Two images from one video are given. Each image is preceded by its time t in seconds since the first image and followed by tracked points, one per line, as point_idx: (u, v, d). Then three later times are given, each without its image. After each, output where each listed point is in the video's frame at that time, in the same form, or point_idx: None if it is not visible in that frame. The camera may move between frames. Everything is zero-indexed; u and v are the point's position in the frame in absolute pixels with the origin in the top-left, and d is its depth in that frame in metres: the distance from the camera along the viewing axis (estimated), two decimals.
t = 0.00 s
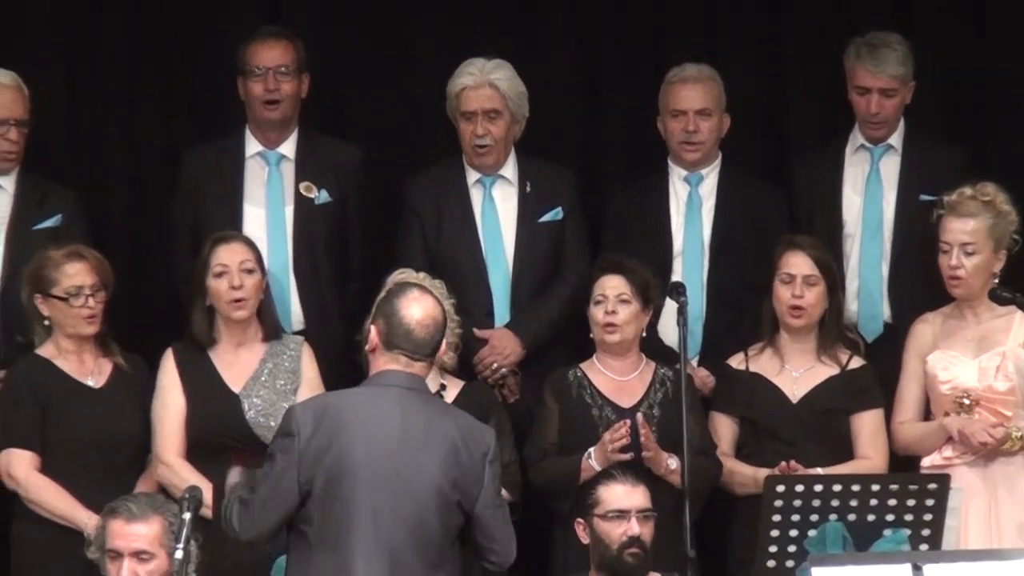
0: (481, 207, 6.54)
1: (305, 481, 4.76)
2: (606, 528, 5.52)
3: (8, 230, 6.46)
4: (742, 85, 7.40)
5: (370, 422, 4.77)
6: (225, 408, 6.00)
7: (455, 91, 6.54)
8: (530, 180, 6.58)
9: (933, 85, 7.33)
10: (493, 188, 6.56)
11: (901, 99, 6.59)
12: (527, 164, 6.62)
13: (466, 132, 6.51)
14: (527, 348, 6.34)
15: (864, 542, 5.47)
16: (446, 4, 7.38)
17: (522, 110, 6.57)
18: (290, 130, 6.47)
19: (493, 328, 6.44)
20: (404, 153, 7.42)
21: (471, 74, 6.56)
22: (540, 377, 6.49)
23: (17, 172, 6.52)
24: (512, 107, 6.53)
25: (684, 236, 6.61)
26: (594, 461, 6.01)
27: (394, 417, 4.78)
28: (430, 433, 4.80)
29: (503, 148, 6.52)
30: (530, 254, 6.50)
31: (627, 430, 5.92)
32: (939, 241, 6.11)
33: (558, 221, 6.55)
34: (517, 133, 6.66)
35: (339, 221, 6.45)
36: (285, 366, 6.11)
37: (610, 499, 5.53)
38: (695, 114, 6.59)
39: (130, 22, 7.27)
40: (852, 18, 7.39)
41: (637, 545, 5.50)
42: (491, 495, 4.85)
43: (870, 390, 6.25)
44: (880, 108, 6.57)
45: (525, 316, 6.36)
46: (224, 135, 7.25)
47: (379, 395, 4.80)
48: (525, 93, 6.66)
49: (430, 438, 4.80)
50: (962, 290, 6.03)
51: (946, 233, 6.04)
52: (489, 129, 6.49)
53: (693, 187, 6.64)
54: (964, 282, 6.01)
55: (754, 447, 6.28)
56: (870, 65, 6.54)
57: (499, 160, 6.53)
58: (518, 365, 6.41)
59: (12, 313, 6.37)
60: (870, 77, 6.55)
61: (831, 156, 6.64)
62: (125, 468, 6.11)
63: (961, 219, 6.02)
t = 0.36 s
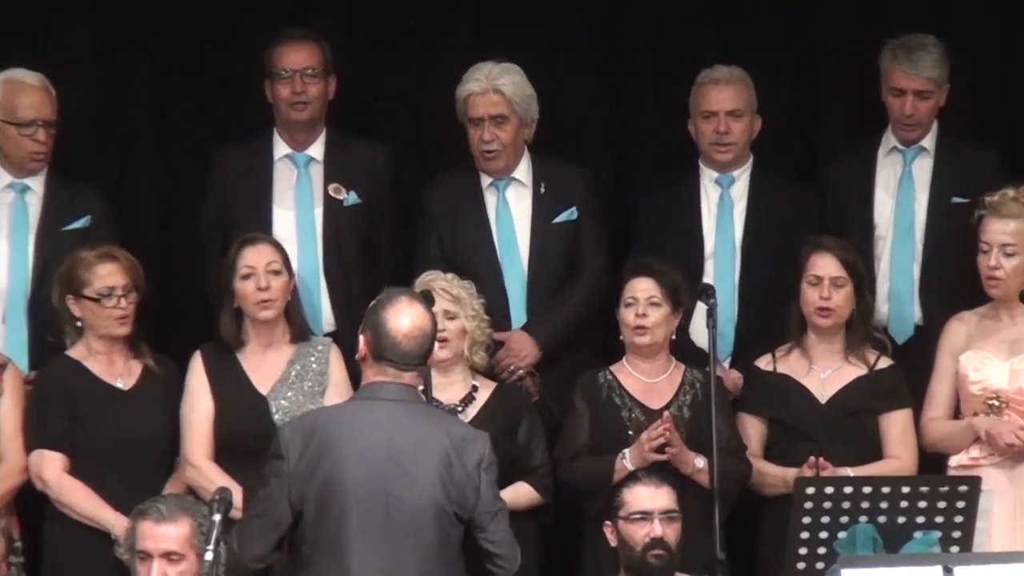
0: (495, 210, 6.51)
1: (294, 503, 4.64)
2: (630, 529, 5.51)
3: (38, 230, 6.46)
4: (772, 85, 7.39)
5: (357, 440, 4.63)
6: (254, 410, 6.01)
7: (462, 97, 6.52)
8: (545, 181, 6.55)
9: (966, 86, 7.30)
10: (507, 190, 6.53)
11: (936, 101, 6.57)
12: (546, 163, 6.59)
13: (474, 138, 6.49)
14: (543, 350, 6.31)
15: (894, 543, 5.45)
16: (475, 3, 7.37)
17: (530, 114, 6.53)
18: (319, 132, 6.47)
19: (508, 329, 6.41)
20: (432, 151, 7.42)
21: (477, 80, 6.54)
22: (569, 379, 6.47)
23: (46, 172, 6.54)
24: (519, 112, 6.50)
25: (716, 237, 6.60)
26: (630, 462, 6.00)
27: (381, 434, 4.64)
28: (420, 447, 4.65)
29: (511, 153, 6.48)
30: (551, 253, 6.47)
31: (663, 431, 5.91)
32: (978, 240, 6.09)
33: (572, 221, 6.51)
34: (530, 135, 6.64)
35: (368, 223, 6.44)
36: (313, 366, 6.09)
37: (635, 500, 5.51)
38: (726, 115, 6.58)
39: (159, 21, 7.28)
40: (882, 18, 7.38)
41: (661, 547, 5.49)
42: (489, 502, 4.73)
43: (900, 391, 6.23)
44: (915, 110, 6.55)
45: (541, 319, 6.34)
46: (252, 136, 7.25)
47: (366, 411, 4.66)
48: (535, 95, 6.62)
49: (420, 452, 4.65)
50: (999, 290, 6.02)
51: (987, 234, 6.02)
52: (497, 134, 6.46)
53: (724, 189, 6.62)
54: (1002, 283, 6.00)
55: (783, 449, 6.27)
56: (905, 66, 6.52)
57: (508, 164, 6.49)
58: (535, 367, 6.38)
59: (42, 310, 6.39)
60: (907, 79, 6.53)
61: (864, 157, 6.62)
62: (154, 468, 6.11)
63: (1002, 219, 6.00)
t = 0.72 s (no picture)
0: (522, 211, 6.49)
1: (288, 519, 4.63)
2: (661, 529, 5.50)
3: (80, 229, 6.46)
4: (814, 84, 7.36)
5: (347, 450, 4.62)
6: (292, 409, 6.02)
7: (489, 98, 6.50)
8: (572, 182, 6.52)
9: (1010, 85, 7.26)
10: (534, 191, 6.51)
11: (984, 101, 6.53)
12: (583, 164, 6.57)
13: (501, 138, 6.47)
14: (568, 350, 6.30)
15: (932, 544, 5.34)
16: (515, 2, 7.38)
17: (558, 115, 6.50)
18: (354, 132, 6.47)
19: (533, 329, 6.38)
20: (471, 151, 7.42)
21: (504, 80, 6.52)
22: (604, 375, 6.45)
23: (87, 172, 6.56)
24: (545, 111, 6.47)
25: (754, 237, 6.59)
26: (666, 462, 5.97)
27: (370, 442, 4.63)
28: (412, 453, 4.64)
29: (538, 152, 6.47)
30: (584, 252, 6.45)
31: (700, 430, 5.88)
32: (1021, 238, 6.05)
33: (599, 220, 6.48)
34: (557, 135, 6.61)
35: (405, 224, 6.45)
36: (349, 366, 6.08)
37: (669, 499, 5.51)
38: (765, 116, 6.56)
39: (202, 20, 7.31)
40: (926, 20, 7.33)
41: (692, 548, 5.47)
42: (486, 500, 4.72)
43: (940, 392, 6.19)
44: (962, 110, 6.50)
45: (567, 322, 6.32)
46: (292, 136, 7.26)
47: (355, 420, 4.65)
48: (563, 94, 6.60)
49: (412, 457, 4.64)
50: None
51: None
52: (524, 134, 6.44)
53: (763, 188, 6.59)
54: None
55: (820, 449, 6.24)
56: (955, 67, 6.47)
57: (536, 164, 6.48)
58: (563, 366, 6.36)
59: (82, 307, 6.39)
60: (955, 79, 6.49)
61: (907, 156, 6.59)
62: (194, 468, 6.11)
63: None
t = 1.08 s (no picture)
0: (567, 211, 6.47)
1: (334, 515, 4.51)
2: (700, 529, 5.48)
3: (126, 233, 6.44)
4: (858, 85, 7.32)
5: (395, 446, 4.49)
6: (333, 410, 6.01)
7: (536, 99, 6.50)
8: (618, 184, 6.51)
9: None
10: (578, 192, 6.49)
11: None
12: (625, 165, 6.56)
13: (548, 139, 6.46)
14: (612, 352, 6.28)
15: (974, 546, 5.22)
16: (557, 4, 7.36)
17: (605, 116, 6.50)
18: (394, 133, 6.46)
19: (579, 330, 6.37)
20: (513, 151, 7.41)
21: (552, 80, 6.51)
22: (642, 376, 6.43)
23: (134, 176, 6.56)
24: (594, 112, 6.47)
25: (796, 240, 6.55)
26: (702, 458, 5.93)
27: (419, 438, 4.50)
28: (462, 448, 4.52)
29: (585, 153, 6.45)
30: (625, 254, 6.43)
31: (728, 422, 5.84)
32: None
33: (644, 223, 6.47)
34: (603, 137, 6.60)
35: (445, 224, 6.45)
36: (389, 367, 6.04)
37: (709, 501, 5.48)
38: (807, 118, 6.53)
39: (245, 22, 7.31)
40: (973, 23, 7.28)
41: (727, 551, 5.44)
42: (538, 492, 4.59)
43: (985, 394, 6.14)
44: (1012, 109, 6.46)
45: (615, 318, 6.32)
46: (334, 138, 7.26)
47: (403, 416, 4.53)
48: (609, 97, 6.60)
49: (463, 454, 4.52)
50: None
51: None
52: (570, 135, 6.44)
53: (804, 192, 6.57)
54: None
55: (863, 450, 6.21)
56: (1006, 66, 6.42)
57: (582, 164, 6.46)
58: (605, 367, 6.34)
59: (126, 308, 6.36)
60: (1005, 78, 6.43)
61: (952, 156, 6.54)
62: (236, 468, 6.09)
63: None
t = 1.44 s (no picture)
0: (617, 211, 6.41)
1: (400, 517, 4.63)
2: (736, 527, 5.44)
3: (168, 231, 6.42)
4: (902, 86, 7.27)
5: (461, 448, 4.62)
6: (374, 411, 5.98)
7: (589, 97, 6.44)
8: (667, 183, 6.44)
9: None
10: (629, 192, 6.42)
11: None
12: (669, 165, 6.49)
13: (599, 137, 6.40)
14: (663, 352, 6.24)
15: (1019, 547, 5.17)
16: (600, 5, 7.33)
17: (657, 116, 6.45)
18: (432, 132, 6.45)
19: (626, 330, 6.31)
20: (558, 153, 7.37)
21: (605, 79, 6.45)
22: (686, 380, 6.38)
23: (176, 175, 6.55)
24: (646, 112, 6.41)
25: (840, 241, 6.48)
26: (753, 460, 5.88)
27: (485, 441, 4.62)
28: (527, 452, 4.63)
29: (637, 152, 6.39)
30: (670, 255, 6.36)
31: (787, 427, 5.79)
32: None
33: (694, 224, 6.39)
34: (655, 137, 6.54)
35: (486, 226, 6.43)
36: (429, 370, 6.00)
37: (746, 502, 5.43)
38: (852, 119, 6.45)
39: (288, 23, 7.31)
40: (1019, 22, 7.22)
41: (757, 553, 5.39)
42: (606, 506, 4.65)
43: None
44: None
45: (664, 318, 6.26)
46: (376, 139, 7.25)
47: (470, 419, 4.65)
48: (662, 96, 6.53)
49: (527, 457, 4.62)
50: None
51: None
52: (622, 134, 6.37)
53: (849, 191, 6.50)
54: None
55: (907, 453, 6.15)
56: None
57: (633, 164, 6.39)
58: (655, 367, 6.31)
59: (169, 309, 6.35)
60: None
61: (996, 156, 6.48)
62: (280, 470, 6.04)
63: None
